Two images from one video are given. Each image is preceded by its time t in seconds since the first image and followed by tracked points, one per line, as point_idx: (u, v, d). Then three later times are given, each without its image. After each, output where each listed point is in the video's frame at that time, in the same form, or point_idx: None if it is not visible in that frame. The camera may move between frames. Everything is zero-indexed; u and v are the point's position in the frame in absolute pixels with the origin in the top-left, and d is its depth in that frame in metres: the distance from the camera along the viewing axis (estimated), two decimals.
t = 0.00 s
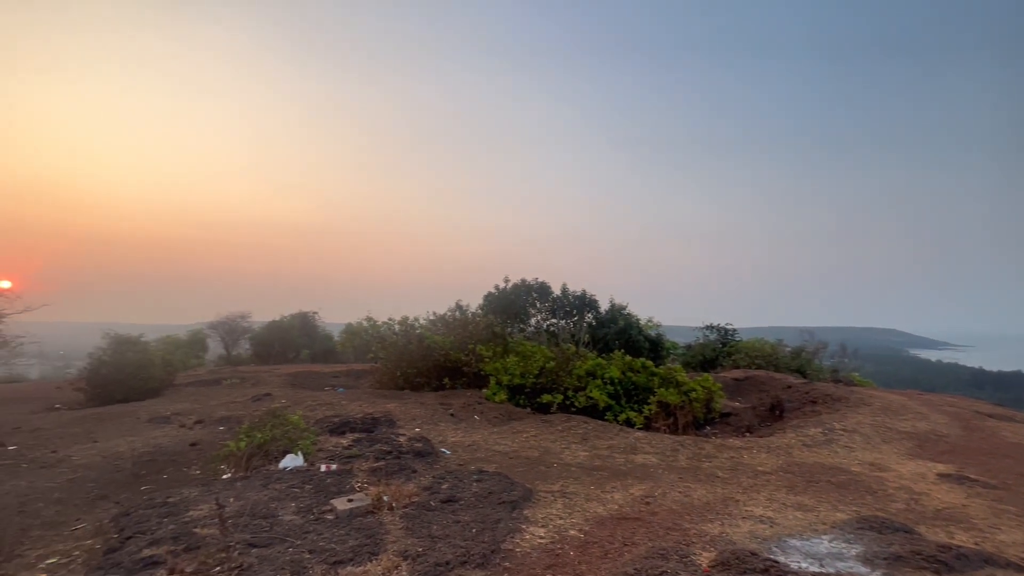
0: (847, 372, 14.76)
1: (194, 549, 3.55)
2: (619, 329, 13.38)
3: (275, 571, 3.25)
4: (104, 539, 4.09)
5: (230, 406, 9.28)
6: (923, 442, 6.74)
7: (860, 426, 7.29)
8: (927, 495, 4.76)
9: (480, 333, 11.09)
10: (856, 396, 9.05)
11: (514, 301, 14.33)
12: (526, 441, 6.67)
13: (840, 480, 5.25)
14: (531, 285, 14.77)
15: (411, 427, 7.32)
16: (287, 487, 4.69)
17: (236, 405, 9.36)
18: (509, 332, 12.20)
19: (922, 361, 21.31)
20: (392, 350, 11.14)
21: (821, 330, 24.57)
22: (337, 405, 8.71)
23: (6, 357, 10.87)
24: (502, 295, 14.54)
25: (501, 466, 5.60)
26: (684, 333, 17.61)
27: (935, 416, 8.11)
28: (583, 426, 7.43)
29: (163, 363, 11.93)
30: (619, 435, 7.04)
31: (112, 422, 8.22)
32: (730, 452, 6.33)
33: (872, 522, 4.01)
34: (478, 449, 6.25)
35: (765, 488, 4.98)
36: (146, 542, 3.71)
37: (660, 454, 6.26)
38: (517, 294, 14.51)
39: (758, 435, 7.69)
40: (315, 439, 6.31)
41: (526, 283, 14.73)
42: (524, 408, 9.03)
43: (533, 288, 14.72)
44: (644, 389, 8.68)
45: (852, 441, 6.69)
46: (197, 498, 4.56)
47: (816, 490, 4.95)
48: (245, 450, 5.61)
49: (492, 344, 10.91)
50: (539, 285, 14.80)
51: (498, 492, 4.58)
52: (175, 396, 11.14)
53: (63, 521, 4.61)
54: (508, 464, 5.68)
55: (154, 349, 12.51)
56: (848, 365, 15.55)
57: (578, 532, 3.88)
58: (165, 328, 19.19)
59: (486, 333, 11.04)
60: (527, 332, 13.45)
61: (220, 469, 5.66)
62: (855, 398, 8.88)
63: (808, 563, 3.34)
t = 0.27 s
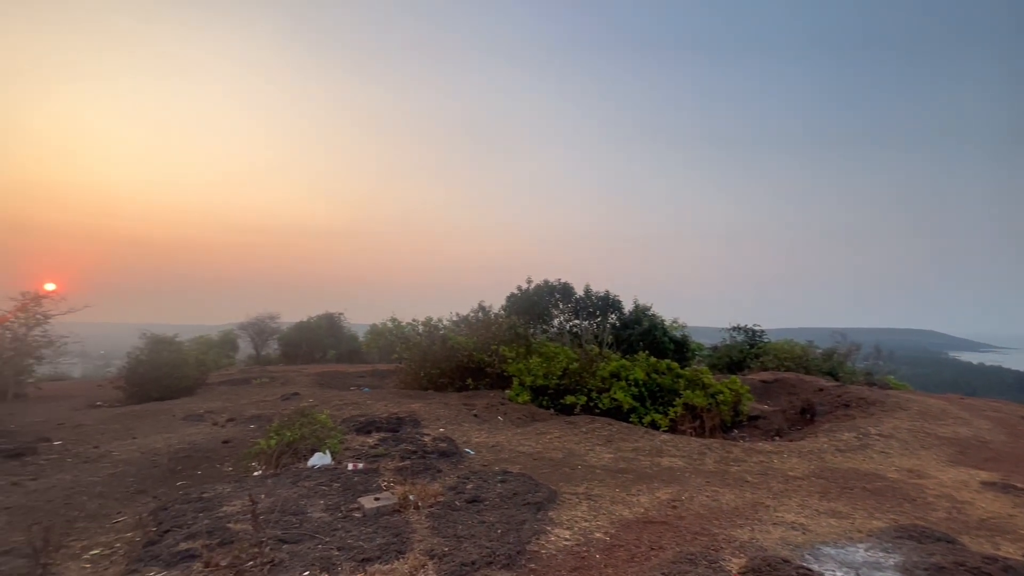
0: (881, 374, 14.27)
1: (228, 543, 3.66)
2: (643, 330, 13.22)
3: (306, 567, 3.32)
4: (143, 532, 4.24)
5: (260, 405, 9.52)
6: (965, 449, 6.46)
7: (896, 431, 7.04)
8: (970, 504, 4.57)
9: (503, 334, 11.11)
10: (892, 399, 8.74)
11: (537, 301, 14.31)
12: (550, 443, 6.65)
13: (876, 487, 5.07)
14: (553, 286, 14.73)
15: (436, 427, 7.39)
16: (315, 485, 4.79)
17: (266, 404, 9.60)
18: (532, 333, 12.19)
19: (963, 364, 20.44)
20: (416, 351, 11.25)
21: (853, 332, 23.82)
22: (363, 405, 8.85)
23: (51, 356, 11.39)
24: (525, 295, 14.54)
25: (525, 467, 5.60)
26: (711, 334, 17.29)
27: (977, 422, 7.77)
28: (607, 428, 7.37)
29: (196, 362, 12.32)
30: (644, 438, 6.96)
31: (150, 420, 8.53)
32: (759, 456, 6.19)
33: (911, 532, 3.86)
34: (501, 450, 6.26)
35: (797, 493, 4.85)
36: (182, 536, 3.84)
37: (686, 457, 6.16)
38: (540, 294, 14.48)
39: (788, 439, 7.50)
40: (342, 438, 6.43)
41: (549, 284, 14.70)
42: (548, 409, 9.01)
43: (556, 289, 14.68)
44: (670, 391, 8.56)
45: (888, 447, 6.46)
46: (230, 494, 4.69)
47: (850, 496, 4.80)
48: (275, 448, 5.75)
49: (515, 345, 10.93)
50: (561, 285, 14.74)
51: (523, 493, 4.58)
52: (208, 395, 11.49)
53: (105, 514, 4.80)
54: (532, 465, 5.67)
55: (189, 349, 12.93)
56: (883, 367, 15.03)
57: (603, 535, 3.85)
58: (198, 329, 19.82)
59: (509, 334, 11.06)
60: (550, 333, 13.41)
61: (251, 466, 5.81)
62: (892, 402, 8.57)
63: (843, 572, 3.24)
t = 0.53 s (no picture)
0: (912, 377, 13.85)
1: (255, 539, 3.74)
2: (664, 331, 13.07)
3: (330, 564, 3.38)
4: (174, 527, 4.36)
5: (284, 404, 9.70)
6: (1003, 455, 6.22)
7: (930, 435, 6.81)
8: (1009, 512, 4.40)
9: (523, 334, 11.11)
10: (924, 403, 8.46)
11: (556, 302, 14.27)
12: (570, 444, 6.63)
13: (908, 493, 4.92)
14: (573, 286, 14.67)
15: (456, 428, 7.43)
16: (339, 483, 4.86)
17: (290, 403, 9.78)
18: (551, 334, 12.17)
19: (999, 367, 19.69)
20: (436, 351, 11.33)
21: (882, 333, 23.15)
22: (384, 405, 8.95)
23: (86, 355, 11.81)
24: (544, 296, 14.51)
25: (545, 468, 5.59)
26: (733, 335, 17.01)
27: (1016, 427, 7.47)
28: (628, 429, 7.31)
29: (223, 362, 12.62)
30: (665, 440, 6.88)
31: (179, 418, 8.77)
32: (785, 460, 6.06)
33: (946, 540, 3.74)
34: (522, 451, 6.26)
35: (824, 499, 4.74)
36: (211, 531, 3.93)
37: (709, 460, 6.07)
38: (559, 295, 14.43)
39: (815, 443, 7.32)
40: (364, 437, 6.51)
41: (568, 285, 14.64)
42: (568, 410, 8.97)
43: (575, 290, 14.62)
44: (692, 393, 8.44)
45: (921, 452, 6.26)
46: (256, 491, 4.80)
47: (881, 502, 4.66)
48: (299, 446, 5.85)
49: (534, 346, 10.92)
50: (581, 286, 14.67)
51: (543, 494, 4.57)
52: (234, 394, 11.77)
53: (137, 509, 4.95)
54: (553, 467, 5.66)
55: (216, 349, 13.27)
56: (914, 370, 14.57)
57: (625, 538, 3.82)
58: (224, 329, 20.30)
59: (528, 334, 11.06)
60: (569, 333, 13.35)
61: (276, 463, 5.93)
62: (924, 406, 8.30)
63: None
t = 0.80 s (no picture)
0: (945, 380, 13.41)
1: (281, 535, 3.81)
2: (685, 332, 12.90)
3: (353, 561, 3.42)
4: (203, 522, 4.48)
5: (306, 403, 9.87)
6: None
7: (964, 440, 6.59)
8: None
9: (541, 335, 11.10)
10: (958, 406, 8.19)
11: (575, 302, 14.20)
12: (590, 445, 6.59)
13: (942, 499, 4.76)
14: (592, 287, 14.57)
15: (475, 428, 7.45)
16: (361, 482, 4.92)
17: (312, 402, 9.94)
18: (570, 334, 12.12)
19: None
20: (455, 352, 11.38)
21: (912, 334, 22.47)
22: (404, 404, 9.03)
23: (118, 355, 12.20)
24: (563, 296, 14.45)
25: (565, 469, 5.57)
26: (756, 336, 16.71)
27: None
28: (649, 431, 7.24)
29: (247, 362, 12.91)
30: (687, 442, 6.79)
31: (206, 416, 8.99)
32: (811, 464, 5.93)
33: (982, 548, 3.61)
34: (541, 451, 6.25)
35: (853, 504, 4.62)
36: (238, 527, 4.03)
37: (732, 463, 5.97)
38: (579, 294, 14.35)
39: (842, 447, 7.14)
40: (385, 436, 6.58)
41: (588, 285, 14.56)
42: (587, 411, 8.92)
43: (594, 290, 14.52)
44: (714, 395, 8.32)
45: (955, 457, 6.05)
46: (281, 488, 4.89)
47: (913, 508, 4.53)
48: (322, 444, 5.95)
49: (553, 347, 10.89)
50: (600, 286, 14.57)
51: (564, 495, 4.56)
52: (258, 393, 12.02)
53: (167, 504, 5.09)
54: (573, 468, 5.63)
55: (241, 349, 13.57)
56: (947, 372, 14.10)
57: (647, 540, 3.79)
58: (249, 329, 20.75)
59: (547, 335, 11.03)
60: (588, 334, 13.28)
61: (300, 461, 6.04)
62: (958, 409, 8.03)
63: None
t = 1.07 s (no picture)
0: (984, 383, 12.88)
1: (309, 532, 3.89)
2: (710, 332, 12.69)
3: (379, 559, 3.47)
4: (234, 518, 4.60)
5: (331, 403, 10.04)
6: None
7: (1007, 446, 6.31)
8: None
9: (563, 335, 11.07)
10: (999, 411, 7.85)
11: (597, 302, 14.10)
12: (613, 447, 6.53)
13: (984, 508, 4.57)
14: (614, 287, 14.45)
15: (498, 428, 7.47)
16: (385, 480, 4.98)
17: (337, 401, 10.11)
18: (592, 335, 12.05)
19: None
20: (477, 352, 11.43)
21: (948, 334, 21.66)
22: (427, 404, 9.11)
23: (152, 354, 12.62)
24: (585, 296, 14.37)
25: (588, 471, 5.54)
26: (783, 337, 16.33)
27: None
28: (673, 433, 7.14)
29: (274, 362, 13.20)
30: (713, 445, 6.67)
31: (235, 414, 9.22)
32: (843, 468, 5.76)
33: None
34: (564, 453, 6.22)
35: (888, 510, 4.47)
36: (267, 523, 4.12)
37: (760, 466, 5.85)
38: (600, 295, 14.24)
39: (876, 451, 6.92)
40: (408, 435, 6.64)
41: (609, 285, 14.44)
42: (610, 412, 8.84)
43: (616, 290, 14.39)
44: (740, 397, 8.16)
45: (997, 463, 5.81)
46: (308, 486, 4.98)
47: (952, 516, 4.36)
48: (348, 443, 6.04)
49: (575, 347, 10.84)
50: (622, 286, 14.44)
51: (587, 497, 4.53)
52: (285, 392, 12.28)
53: (200, 499, 5.25)
54: (596, 469, 5.60)
55: (268, 349, 13.90)
56: (987, 375, 13.54)
57: (673, 544, 3.73)
58: (275, 329, 21.24)
59: (569, 335, 10.99)
60: (610, 335, 13.18)
61: (326, 459, 6.15)
62: (999, 414, 7.70)
63: None
